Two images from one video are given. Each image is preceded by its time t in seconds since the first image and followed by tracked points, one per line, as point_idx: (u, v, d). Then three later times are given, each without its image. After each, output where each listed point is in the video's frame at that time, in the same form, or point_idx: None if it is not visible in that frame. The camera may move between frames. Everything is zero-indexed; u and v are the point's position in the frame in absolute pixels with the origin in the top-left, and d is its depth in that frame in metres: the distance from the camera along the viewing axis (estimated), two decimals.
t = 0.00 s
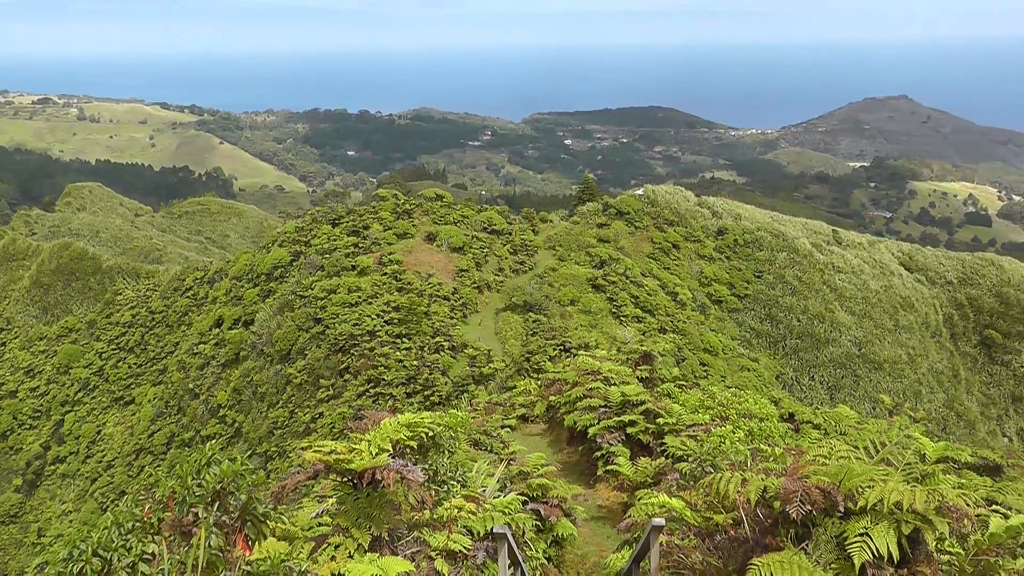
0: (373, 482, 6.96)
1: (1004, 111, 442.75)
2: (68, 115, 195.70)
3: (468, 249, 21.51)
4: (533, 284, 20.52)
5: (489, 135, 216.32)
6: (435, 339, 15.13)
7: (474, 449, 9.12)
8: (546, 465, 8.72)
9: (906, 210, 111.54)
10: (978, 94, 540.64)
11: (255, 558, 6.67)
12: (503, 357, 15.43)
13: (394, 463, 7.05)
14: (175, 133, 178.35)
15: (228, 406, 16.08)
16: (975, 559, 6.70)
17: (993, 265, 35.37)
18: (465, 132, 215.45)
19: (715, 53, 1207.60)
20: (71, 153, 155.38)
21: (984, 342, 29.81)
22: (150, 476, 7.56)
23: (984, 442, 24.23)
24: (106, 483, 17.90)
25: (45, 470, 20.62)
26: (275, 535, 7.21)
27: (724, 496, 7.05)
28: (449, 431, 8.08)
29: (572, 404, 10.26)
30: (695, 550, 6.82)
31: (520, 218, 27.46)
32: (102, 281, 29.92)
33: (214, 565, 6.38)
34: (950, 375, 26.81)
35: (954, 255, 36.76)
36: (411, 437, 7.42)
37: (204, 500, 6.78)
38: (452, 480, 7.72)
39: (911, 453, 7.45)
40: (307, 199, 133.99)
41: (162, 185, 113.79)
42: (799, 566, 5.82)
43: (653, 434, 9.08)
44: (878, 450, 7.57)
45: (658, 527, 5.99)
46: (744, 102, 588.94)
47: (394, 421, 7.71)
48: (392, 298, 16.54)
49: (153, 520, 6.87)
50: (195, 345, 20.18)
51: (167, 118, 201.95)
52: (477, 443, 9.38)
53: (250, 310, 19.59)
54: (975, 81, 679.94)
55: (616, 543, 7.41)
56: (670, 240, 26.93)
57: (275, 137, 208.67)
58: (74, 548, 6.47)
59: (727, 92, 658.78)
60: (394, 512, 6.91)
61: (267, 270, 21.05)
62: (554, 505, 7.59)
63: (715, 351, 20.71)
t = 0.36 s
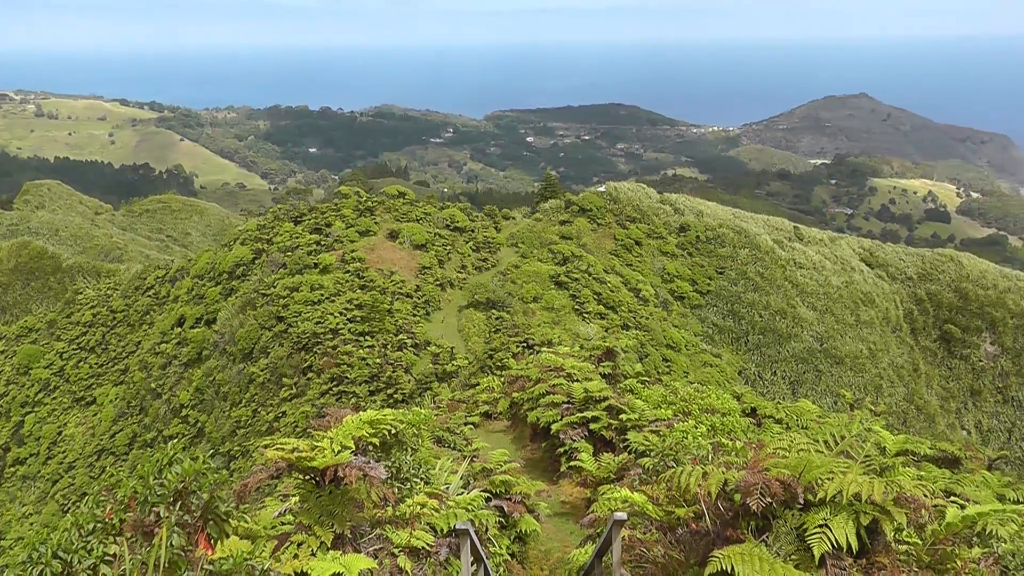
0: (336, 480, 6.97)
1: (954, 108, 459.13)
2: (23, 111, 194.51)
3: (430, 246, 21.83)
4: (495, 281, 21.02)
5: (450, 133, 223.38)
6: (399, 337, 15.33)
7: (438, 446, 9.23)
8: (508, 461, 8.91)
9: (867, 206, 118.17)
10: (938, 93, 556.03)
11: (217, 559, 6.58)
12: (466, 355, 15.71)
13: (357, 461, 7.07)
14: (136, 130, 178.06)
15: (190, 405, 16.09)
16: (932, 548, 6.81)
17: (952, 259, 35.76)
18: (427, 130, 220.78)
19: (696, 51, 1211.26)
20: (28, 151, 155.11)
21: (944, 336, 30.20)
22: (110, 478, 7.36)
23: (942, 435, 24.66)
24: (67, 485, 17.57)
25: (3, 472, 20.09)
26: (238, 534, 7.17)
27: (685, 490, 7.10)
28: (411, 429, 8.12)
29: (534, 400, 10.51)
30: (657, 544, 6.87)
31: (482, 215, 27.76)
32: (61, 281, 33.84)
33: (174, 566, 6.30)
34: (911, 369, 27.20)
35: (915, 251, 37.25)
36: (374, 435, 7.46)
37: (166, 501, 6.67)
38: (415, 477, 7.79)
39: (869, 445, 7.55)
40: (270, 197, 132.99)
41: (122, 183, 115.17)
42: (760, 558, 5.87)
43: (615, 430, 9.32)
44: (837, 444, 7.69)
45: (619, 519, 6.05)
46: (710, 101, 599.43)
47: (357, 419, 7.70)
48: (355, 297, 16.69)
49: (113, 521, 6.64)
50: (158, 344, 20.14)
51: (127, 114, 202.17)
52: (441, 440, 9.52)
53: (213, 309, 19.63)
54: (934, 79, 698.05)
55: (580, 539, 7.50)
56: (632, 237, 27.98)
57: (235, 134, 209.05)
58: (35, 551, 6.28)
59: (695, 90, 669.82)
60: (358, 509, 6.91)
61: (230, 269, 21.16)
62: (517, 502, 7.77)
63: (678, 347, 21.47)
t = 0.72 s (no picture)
0: (304, 476, 6.94)
1: (910, 106, 473.62)
2: None
3: (398, 241, 21.92)
4: (461, 276, 21.01)
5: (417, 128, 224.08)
6: (366, 333, 15.51)
7: (405, 443, 9.28)
8: (475, 458, 8.98)
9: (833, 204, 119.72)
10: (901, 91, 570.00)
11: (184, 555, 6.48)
12: (432, 351, 15.84)
13: (324, 457, 7.10)
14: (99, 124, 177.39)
15: (156, 403, 16.13)
16: (896, 540, 6.82)
17: (916, 257, 36.44)
18: (393, 125, 223.82)
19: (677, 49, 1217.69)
20: None
21: (908, 332, 30.83)
22: (74, 478, 7.18)
23: (906, 429, 25.65)
24: (31, 485, 17.30)
25: None
26: (205, 531, 7.11)
27: (652, 484, 7.11)
28: (378, 426, 8.14)
29: (502, 396, 10.69)
30: (624, 538, 6.92)
31: (450, 211, 27.80)
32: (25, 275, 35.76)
33: (140, 565, 6.16)
34: (875, 364, 28.18)
35: (881, 248, 37.83)
36: (341, 430, 7.47)
37: (133, 498, 6.56)
38: (383, 474, 7.80)
39: (834, 439, 7.56)
40: (234, 192, 133.94)
41: (86, 177, 114.81)
42: (726, 550, 5.91)
43: (582, 425, 9.52)
44: (804, 438, 7.71)
45: (587, 513, 6.01)
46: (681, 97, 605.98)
47: (325, 415, 7.72)
48: (322, 293, 16.81)
49: (79, 519, 6.50)
50: (123, 341, 20.02)
51: (90, 109, 201.08)
52: (408, 437, 9.58)
53: (179, 305, 19.57)
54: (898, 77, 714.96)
55: (546, 534, 7.57)
56: (599, 233, 28.38)
57: (200, 130, 207.37)
58: None
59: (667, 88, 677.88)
60: (325, 506, 6.90)
61: (196, 265, 21.07)
62: (484, 497, 7.81)
63: (645, 343, 21.76)
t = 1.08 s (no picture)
0: (274, 475, 6.91)
1: (865, 99, 490.71)
2: None
3: (365, 240, 22.06)
4: (428, 275, 21.06)
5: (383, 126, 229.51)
6: (334, 331, 15.65)
7: (375, 441, 9.33)
8: (445, 454, 9.11)
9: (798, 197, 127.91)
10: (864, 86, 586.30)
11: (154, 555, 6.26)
12: (400, 349, 16.02)
13: (294, 456, 7.07)
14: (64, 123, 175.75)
15: (125, 405, 15.98)
16: (864, 530, 6.76)
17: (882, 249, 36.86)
18: (359, 123, 226.71)
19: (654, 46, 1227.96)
20: None
21: (876, 323, 31.02)
22: (43, 482, 6.84)
23: (874, 419, 25.65)
24: None
25: None
26: (176, 534, 6.94)
27: (621, 478, 7.15)
28: (348, 423, 8.18)
29: (471, 393, 10.99)
30: (594, 533, 6.92)
31: (417, 208, 27.77)
32: None
33: (111, 567, 5.90)
34: (843, 356, 28.46)
35: (847, 241, 38.25)
36: (310, 429, 7.50)
37: (104, 499, 6.27)
38: (353, 472, 7.83)
39: (802, 430, 7.61)
40: (200, 191, 134.47)
41: (50, 177, 113.83)
42: (696, 542, 5.88)
43: (551, 421, 9.73)
44: (773, 430, 7.72)
45: (556, 509, 5.97)
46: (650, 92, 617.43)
47: (295, 413, 7.74)
48: (289, 293, 16.95)
49: (49, 523, 6.19)
50: (91, 343, 19.81)
51: (53, 108, 198.99)
52: (378, 435, 9.66)
53: (147, 306, 19.46)
54: (861, 74, 734.11)
55: (517, 530, 7.69)
56: (566, 229, 28.69)
57: (166, 129, 206.20)
58: None
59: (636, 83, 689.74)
60: (295, 505, 6.88)
61: (163, 266, 20.92)
62: (455, 494, 7.92)
63: (612, 338, 22.19)
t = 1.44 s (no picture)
0: (245, 477, 6.88)
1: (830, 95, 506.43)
2: None
3: (338, 237, 22.04)
4: (403, 273, 20.98)
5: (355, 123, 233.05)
6: (308, 330, 15.72)
7: (349, 439, 9.38)
8: (420, 453, 9.19)
9: (770, 190, 139.96)
10: (832, 82, 602.19)
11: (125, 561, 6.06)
12: (375, 347, 16.09)
13: (266, 457, 7.07)
14: (34, 124, 173.98)
15: (99, 407, 15.80)
16: (835, 519, 6.89)
17: (855, 241, 36.94)
18: (331, 120, 230.92)
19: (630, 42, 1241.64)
20: None
21: (849, 314, 31.46)
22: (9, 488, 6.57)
23: (848, 411, 26.29)
24: None
25: None
26: (148, 538, 6.84)
27: (594, 474, 7.17)
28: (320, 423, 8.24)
29: (446, 389, 11.12)
30: (568, 528, 6.95)
31: (390, 206, 27.58)
32: None
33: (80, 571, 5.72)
34: (817, 348, 28.67)
35: (820, 233, 38.21)
36: (281, 429, 7.51)
37: (73, 501, 6.03)
38: (326, 471, 7.89)
39: (772, 422, 7.74)
40: (173, 189, 134.85)
41: (20, 177, 113.18)
42: (667, 536, 5.93)
43: (526, 417, 9.91)
44: (743, 423, 7.85)
45: (528, 505, 6.01)
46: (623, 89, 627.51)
47: (266, 413, 7.75)
48: (264, 291, 16.90)
49: (20, 529, 5.93)
50: (64, 345, 19.59)
51: (20, 107, 196.70)
52: (354, 433, 9.72)
53: (120, 307, 19.30)
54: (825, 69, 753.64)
55: (491, 527, 7.83)
56: (540, 225, 28.80)
57: (138, 129, 205.88)
58: None
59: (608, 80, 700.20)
60: (269, 506, 6.87)
61: (136, 265, 20.80)
62: (430, 492, 8.04)
63: (587, 333, 22.35)
